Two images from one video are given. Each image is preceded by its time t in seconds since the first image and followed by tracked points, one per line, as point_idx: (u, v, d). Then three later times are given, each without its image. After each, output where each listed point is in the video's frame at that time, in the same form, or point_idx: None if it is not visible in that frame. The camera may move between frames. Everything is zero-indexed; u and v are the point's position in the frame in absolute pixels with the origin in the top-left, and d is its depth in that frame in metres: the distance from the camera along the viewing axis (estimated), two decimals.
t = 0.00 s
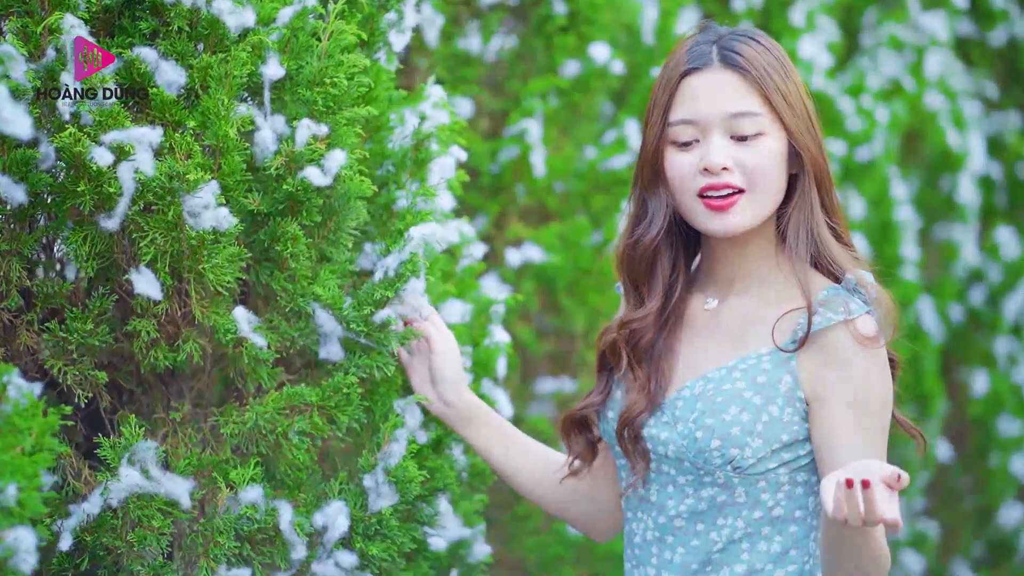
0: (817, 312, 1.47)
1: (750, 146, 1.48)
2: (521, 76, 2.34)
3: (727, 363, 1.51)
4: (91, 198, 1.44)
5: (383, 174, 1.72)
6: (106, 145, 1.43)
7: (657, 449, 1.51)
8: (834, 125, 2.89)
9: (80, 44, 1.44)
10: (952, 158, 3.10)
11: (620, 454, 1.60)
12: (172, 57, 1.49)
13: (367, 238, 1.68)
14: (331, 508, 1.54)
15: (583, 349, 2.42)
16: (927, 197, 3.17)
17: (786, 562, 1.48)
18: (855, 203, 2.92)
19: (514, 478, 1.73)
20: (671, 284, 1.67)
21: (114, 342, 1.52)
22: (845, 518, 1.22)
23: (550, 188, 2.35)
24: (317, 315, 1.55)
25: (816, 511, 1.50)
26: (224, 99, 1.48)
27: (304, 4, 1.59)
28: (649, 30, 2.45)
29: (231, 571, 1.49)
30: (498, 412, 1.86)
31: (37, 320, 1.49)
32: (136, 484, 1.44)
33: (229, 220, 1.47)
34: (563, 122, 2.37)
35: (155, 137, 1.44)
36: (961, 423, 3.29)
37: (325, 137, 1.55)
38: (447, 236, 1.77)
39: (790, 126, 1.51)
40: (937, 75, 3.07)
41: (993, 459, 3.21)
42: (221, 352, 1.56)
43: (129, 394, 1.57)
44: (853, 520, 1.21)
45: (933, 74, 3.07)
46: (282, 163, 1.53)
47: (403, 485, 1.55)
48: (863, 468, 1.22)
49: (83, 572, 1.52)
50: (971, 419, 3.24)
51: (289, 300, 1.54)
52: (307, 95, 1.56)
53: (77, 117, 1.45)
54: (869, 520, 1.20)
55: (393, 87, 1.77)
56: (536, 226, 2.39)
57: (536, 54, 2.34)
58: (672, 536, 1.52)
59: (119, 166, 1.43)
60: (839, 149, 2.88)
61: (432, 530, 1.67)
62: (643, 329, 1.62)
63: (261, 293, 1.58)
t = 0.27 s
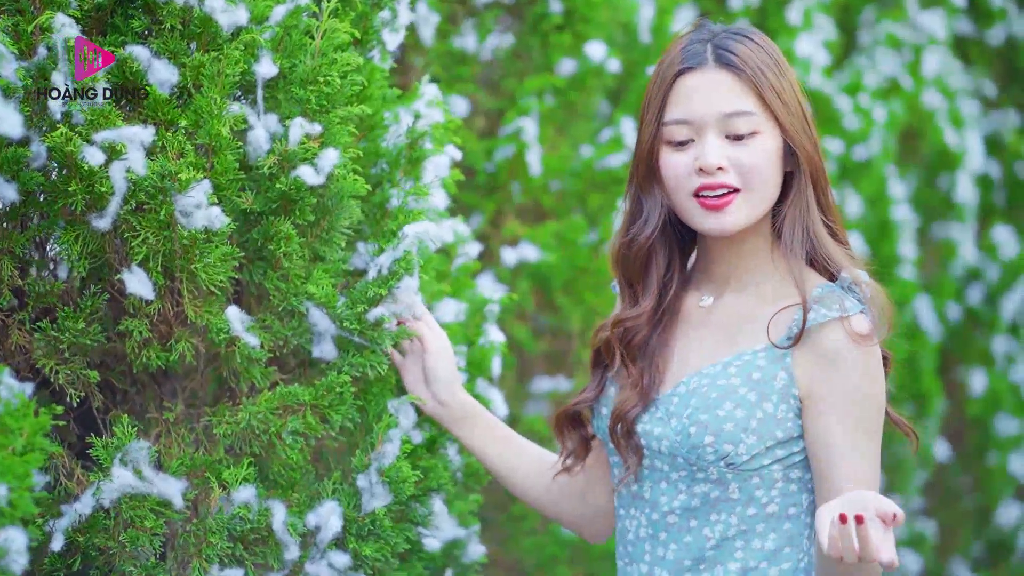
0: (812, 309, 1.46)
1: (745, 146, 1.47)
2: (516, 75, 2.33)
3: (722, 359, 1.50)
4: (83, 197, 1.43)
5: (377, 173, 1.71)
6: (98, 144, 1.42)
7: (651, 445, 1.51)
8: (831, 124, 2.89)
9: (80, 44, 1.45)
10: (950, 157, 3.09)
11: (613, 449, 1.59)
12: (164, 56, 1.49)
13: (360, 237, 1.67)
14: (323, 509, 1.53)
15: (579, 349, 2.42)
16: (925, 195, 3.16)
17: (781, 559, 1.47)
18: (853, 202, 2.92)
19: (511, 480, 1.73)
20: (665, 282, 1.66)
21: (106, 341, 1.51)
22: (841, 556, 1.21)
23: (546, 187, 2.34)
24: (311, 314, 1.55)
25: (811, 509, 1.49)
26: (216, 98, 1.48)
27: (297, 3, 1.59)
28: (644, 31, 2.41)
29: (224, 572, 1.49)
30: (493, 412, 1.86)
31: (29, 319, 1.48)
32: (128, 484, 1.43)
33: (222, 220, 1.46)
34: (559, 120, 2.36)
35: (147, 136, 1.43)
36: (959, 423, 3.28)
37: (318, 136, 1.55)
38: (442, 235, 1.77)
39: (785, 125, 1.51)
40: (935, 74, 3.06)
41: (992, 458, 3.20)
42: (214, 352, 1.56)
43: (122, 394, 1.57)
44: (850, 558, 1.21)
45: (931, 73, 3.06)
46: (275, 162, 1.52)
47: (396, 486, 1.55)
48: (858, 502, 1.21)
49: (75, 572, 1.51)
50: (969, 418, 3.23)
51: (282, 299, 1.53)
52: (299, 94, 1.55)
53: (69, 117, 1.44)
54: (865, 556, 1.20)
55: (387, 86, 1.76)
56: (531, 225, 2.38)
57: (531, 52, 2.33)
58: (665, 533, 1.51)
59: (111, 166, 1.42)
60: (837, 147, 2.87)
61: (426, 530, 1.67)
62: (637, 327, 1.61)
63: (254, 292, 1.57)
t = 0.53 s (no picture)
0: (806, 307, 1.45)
1: (739, 146, 1.47)
2: (512, 74, 2.33)
3: (716, 356, 1.49)
4: (75, 197, 1.43)
5: (372, 173, 1.71)
6: (89, 144, 1.42)
7: (644, 442, 1.50)
8: (828, 123, 2.88)
9: (80, 47, 1.44)
10: (949, 156, 3.08)
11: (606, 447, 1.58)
12: (157, 55, 1.48)
13: (355, 237, 1.66)
14: (317, 510, 1.53)
15: (575, 349, 2.41)
16: (923, 194, 3.15)
17: (774, 559, 1.46)
18: (850, 200, 2.91)
19: (504, 484, 1.72)
20: (661, 282, 1.66)
21: (98, 342, 1.51)
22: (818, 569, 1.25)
23: (541, 186, 2.33)
24: (304, 315, 1.54)
25: (804, 509, 1.49)
26: (209, 98, 1.47)
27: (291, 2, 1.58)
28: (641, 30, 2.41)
29: (216, 573, 1.48)
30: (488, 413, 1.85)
31: (21, 319, 1.48)
32: (120, 485, 1.43)
33: (214, 220, 1.45)
34: (555, 120, 2.36)
35: (139, 136, 1.43)
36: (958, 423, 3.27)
37: (311, 136, 1.54)
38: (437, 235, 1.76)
39: (780, 125, 1.50)
40: (933, 73, 3.05)
41: (990, 458, 3.19)
42: (208, 352, 1.55)
43: (115, 395, 1.56)
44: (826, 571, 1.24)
45: (930, 72, 3.05)
46: (268, 162, 1.52)
47: (390, 486, 1.54)
48: (844, 517, 1.25)
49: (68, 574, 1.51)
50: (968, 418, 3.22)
51: (276, 299, 1.53)
52: (292, 93, 1.54)
53: (61, 117, 1.44)
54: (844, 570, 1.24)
55: (381, 86, 1.76)
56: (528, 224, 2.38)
57: (527, 51, 2.33)
58: (657, 531, 1.51)
59: (103, 166, 1.42)
60: (834, 147, 2.87)
61: (421, 531, 1.66)
62: (631, 326, 1.61)
63: (247, 293, 1.57)
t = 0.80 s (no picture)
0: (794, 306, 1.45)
1: (730, 147, 1.46)
2: (506, 73, 2.32)
3: (707, 355, 1.49)
4: (65, 196, 1.42)
5: (364, 173, 1.69)
6: (80, 144, 1.41)
7: (633, 441, 1.50)
8: (823, 122, 2.88)
9: (80, 45, 1.45)
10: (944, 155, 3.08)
11: (596, 446, 1.58)
12: (148, 54, 1.48)
13: (347, 237, 1.66)
14: (308, 510, 1.53)
15: (569, 348, 2.40)
16: (918, 193, 3.15)
17: (764, 560, 1.45)
18: (846, 200, 2.91)
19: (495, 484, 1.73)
20: (651, 282, 1.66)
21: (89, 342, 1.50)
22: (808, 555, 1.24)
23: (535, 185, 2.33)
24: (296, 315, 1.54)
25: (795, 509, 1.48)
26: (199, 97, 1.46)
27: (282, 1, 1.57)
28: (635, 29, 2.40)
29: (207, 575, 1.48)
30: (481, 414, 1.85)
31: (11, 319, 1.47)
32: (110, 486, 1.43)
33: (204, 219, 1.45)
34: (549, 119, 2.35)
35: (130, 135, 1.43)
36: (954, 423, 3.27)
37: (303, 135, 1.54)
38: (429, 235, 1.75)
39: (771, 125, 1.50)
40: (929, 72, 3.04)
41: (986, 458, 3.19)
42: (199, 353, 1.55)
43: (106, 395, 1.56)
44: (816, 558, 1.23)
45: (925, 71, 3.04)
46: (259, 161, 1.51)
47: (382, 487, 1.54)
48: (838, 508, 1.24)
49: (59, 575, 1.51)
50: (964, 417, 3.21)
51: (267, 299, 1.52)
52: (283, 92, 1.54)
53: (51, 116, 1.43)
54: (835, 558, 1.23)
55: (374, 85, 1.75)
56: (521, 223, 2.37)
57: (520, 50, 2.32)
58: (647, 530, 1.51)
59: (94, 165, 1.41)
60: (829, 146, 2.87)
61: (412, 531, 1.66)
62: (622, 325, 1.61)
63: (238, 293, 1.56)
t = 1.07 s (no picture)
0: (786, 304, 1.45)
1: (722, 145, 1.46)
2: (501, 71, 2.32)
3: (698, 352, 1.49)
4: (56, 194, 1.42)
5: (356, 171, 1.69)
6: (71, 141, 1.41)
7: (624, 438, 1.50)
8: (820, 121, 2.87)
9: (80, 44, 1.45)
10: (941, 153, 3.07)
11: (587, 443, 1.58)
12: (139, 52, 1.47)
13: (339, 235, 1.65)
14: (300, 509, 1.52)
15: (564, 347, 2.40)
16: (915, 191, 3.14)
17: (755, 559, 1.44)
18: (842, 198, 2.90)
19: (488, 483, 1.72)
20: (644, 279, 1.66)
21: (80, 340, 1.50)
22: (797, 531, 1.24)
23: (530, 183, 2.33)
24: (287, 313, 1.53)
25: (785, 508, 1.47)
26: (191, 95, 1.46)
27: None
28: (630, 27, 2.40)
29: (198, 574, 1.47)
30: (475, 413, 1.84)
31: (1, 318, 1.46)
32: (101, 485, 1.42)
33: (196, 217, 1.44)
34: (544, 117, 2.35)
35: (121, 132, 1.42)
36: (951, 422, 3.27)
37: (294, 133, 1.53)
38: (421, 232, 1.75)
39: (763, 123, 1.49)
40: (926, 70, 3.04)
41: (983, 457, 3.18)
42: (191, 351, 1.54)
43: (98, 394, 1.55)
44: (805, 534, 1.23)
45: (922, 69, 3.03)
46: (251, 159, 1.50)
47: (374, 486, 1.53)
48: (835, 494, 1.23)
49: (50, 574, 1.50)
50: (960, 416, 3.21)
51: (258, 297, 1.52)
52: (275, 90, 1.53)
53: (42, 113, 1.42)
54: (823, 535, 1.22)
55: (366, 83, 1.75)
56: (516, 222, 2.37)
57: (515, 47, 2.31)
58: (637, 529, 1.50)
59: (85, 163, 1.41)
60: (825, 144, 2.86)
61: (404, 531, 1.66)
62: (613, 323, 1.61)
63: (230, 291, 1.56)
